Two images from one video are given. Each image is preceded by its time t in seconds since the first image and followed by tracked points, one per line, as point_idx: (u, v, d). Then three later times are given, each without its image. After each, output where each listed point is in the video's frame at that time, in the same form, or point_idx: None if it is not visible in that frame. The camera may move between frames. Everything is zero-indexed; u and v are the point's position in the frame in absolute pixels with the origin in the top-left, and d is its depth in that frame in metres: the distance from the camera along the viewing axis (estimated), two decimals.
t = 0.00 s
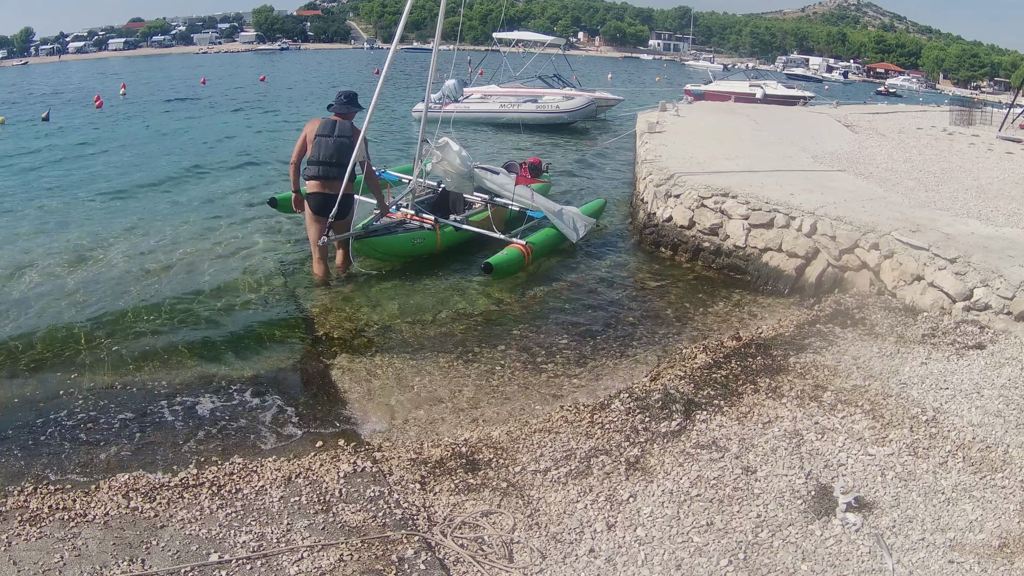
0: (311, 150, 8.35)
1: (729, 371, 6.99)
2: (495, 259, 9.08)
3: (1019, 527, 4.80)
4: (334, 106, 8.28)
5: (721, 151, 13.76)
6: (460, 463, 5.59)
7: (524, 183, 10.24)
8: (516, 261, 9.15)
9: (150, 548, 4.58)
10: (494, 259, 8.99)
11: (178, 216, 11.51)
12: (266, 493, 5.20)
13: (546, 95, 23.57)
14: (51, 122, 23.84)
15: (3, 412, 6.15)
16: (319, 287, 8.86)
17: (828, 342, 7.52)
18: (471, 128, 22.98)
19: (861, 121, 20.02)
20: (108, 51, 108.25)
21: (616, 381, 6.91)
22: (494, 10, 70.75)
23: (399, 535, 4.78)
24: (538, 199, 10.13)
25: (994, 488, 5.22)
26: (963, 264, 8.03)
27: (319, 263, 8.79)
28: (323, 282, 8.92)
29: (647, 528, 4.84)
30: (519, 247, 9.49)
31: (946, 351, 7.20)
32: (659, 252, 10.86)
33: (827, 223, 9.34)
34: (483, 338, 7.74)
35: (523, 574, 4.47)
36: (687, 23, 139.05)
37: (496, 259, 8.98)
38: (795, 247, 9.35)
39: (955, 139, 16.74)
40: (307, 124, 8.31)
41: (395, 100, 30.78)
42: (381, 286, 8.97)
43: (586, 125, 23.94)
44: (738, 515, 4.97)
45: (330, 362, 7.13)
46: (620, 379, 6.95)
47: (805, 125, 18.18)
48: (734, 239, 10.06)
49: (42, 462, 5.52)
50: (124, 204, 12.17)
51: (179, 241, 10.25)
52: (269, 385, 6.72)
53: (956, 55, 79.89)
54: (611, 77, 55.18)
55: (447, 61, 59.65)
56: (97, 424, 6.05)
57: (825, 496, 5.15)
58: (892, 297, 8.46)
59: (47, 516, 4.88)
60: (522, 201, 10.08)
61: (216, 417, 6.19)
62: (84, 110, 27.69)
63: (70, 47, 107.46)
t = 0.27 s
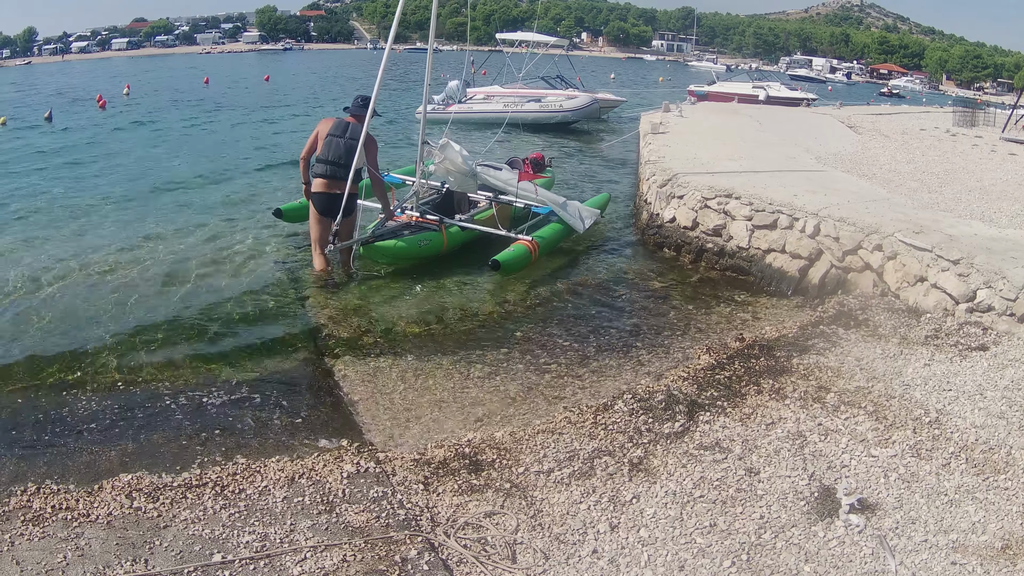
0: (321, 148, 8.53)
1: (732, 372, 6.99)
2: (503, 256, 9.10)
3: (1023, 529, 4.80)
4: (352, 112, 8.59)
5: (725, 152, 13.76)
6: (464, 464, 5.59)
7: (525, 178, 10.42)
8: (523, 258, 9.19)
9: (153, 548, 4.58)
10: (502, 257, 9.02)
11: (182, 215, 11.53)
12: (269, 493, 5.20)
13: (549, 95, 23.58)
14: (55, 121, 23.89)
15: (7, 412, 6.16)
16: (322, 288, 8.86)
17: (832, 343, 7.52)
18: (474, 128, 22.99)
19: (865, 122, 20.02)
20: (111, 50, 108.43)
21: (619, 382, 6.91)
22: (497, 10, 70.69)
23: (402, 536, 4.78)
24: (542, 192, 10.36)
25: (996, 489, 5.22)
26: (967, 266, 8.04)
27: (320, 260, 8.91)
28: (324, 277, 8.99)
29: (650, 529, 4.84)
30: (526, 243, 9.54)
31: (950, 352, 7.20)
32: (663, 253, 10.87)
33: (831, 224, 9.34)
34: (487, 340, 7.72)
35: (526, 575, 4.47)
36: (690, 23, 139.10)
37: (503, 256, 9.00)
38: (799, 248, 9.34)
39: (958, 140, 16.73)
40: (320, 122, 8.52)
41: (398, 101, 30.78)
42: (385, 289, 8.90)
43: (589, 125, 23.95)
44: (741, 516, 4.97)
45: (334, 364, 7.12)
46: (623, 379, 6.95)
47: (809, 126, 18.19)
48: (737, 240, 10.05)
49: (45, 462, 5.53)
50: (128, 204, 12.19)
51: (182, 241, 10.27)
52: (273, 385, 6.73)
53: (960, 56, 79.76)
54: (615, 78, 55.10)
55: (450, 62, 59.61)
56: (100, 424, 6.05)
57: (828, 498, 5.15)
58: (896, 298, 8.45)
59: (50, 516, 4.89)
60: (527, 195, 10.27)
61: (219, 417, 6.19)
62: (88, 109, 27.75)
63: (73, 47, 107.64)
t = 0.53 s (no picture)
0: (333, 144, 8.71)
1: (739, 373, 6.98)
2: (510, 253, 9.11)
3: None
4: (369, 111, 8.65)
5: (732, 153, 13.74)
6: (470, 464, 5.59)
7: (535, 174, 10.24)
8: (531, 256, 9.19)
9: (158, 546, 4.59)
10: (509, 254, 9.03)
11: (190, 213, 11.54)
12: (275, 492, 5.20)
13: (557, 95, 23.55)
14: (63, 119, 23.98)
15: (13, 408, 6.17)
16: (330, 287, 8.87)
17: (839, 345, 7.51)
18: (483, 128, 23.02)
19: (873, 124, 19.97)
20: (116, 48, 108.57)
21: (626, 382, 6.90)
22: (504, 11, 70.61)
23: (408, 535, 4.78)
24: (551, 187, 10.24)
25: (1003, 492, 5.21)
26: (975, 268, 8.02)
27: (327, 255, 8.97)
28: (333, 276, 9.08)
29: (656, 530, 4.84)
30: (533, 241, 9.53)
31: (957, 355, 7.19)
32: (670, 254, 10.87)
33: (839, 226, 9.32)
34: (495, 339, 7.72)
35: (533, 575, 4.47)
36: (693, 24, 139.04)
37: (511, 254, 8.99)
38: (807, 250, 9.33)
39: (967, 143, 16.68)
40: (335, 119, 8.75)
41: (406, 100, 30.79)
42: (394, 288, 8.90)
43: (597, 126, 23.95)
44: (748, 517, 4.97)
45: (341, 362, 7.12)
46: (630, 380, 6.95)
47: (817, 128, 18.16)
48: (745, 241, 10.03)
49: (51, 459, 5.54)
50: (135, 201, 12.21)
51: (189, 239, 10.27)
52: (281, 383, 6.74)
53: (967, 59, 79.49)
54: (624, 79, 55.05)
55: (459, 62, 59.62)
56: (105, 421, 6.06)
57: (834, 499, 5.15)
58: (903, 301, 8.46)
59: (55, 513, 4.89)
60: (536, 191, 10.15)
61: (224, 415, 6.19)
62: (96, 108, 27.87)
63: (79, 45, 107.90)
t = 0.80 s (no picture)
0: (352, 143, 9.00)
1: (753, 375, 6.97)
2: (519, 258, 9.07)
3: None
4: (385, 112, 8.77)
5: (746, 155, 13.72)
6: (484, 465, 5.59)
7: (546, 178, 10.28)
8: (540, 260, 9.13)
9: (170, 545, 4.59)
10: (518, 258, 8.97)
11: (206, 212, 11.61)
12: (288, 492, 5.20)
13: (573, 96, 23.47)
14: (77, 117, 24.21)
15: (31, 405, 6.22)
16: (342, 286, 8.89)
17: (852, 348, 7.49)
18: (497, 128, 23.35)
19: (888, 127, 19.87)
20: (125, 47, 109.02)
21: (640, 384, 6.89)
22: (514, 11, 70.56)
23: (421, 535, 4.78)
24: (563, 193, 10.22)
25: (1016, 496, 5.19)
26: (989, 271, 7.99)
27: (342, 252, 9.22)
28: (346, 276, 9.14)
29: (669, 532, 4.83)
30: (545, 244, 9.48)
31: (970, 358, 7.17)
32: (684, 256, 10.86)
33: (853, 228, 9.29)
34: (508, 341, 7.70)
35: None
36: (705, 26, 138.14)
37: (520, 259, 8.94)
38: (821, 252, 9.30)
39: (982, 146, 16.56)
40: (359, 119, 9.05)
41: (418, 100, 30.85)
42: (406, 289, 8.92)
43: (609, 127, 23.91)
44: (760, 520, 4.96)
45: (356, 362, 7.13)
46: (643, 382, 6.94)
47: (831, 130, 18.09)
48: (759, 243, 10.00)
49: (65, 456, 5.56)
50: (150, 199, 12.30)
51: (204, 237, 10.33)
52: (295, 383, 6.74)
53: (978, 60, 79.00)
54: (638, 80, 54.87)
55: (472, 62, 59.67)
56: (119, 419, 6.08)
57: (847, 503, 5.13)
58: (916, 304, 8.44)
59: (67, 511, 4.90)
60: (548, 196, 10.17)
61: (237, 415, 6.20)
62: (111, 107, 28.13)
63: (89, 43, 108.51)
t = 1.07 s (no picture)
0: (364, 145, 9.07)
1: (765, 378, 6.96)
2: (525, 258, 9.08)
3: None
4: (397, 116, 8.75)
5: (757, 157, 13.70)
6: (496, 467, 5.59)
7: (558, 183, 10.17)
8: (548, 260, 9.15)
9: (182, 546, 4.60)
10: (525, 259, 8.99)
11: (220, 213, 11.66)
12: (300, 493, 5.20)
13: (584, 96, 23.43)
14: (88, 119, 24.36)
15: (45, 405, 6.26)
16: (354, 288, 8.91)
17: (864, 350, 7.48)
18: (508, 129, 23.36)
19: (899, 128, 19.80)
20: (133, 48, 109.33)
21: (651, 387, 6.89)
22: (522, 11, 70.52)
23: (433, 537, 4.78)
24: (574, 197, 10.08)
25: None
26: (1001, 273, 7.97)
27: (347, 250, 9.32)
28: (356, 278, 9.16)
29: (681, 535, 4.83)
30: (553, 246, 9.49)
31: (982, 361, 7.15)
32: (697, 259, 10.84)
33: (866, 231, 9.29)
34: (520, 343, 7.70)
35: None
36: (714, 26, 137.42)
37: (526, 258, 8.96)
38: (834, 255, 9.28)
39: (994, 148, 16.48)
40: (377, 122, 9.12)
41: (428, 101, 30.89)
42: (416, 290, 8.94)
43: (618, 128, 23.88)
44: (772, 522, 4.95)
45: (369, 363, 7.14)
46: (655, 384, 6.94)
47: (842, 132, 18.04)
48: (771, 245, 9.97)
49: (77, 456, 5.58)
50: (162, 200, 12.35)
51: (217, 238, 10.37)
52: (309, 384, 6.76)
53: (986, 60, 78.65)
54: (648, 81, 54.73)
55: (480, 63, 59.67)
56: (131, 420, 6.10)
57: (859, 505, 5.12)
58: (929, 306, 8.42)
59: (80, 512, 4.92)
60: (559, 200, 10.05)
61: (249, 416, 6.21)
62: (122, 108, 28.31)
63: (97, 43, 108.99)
